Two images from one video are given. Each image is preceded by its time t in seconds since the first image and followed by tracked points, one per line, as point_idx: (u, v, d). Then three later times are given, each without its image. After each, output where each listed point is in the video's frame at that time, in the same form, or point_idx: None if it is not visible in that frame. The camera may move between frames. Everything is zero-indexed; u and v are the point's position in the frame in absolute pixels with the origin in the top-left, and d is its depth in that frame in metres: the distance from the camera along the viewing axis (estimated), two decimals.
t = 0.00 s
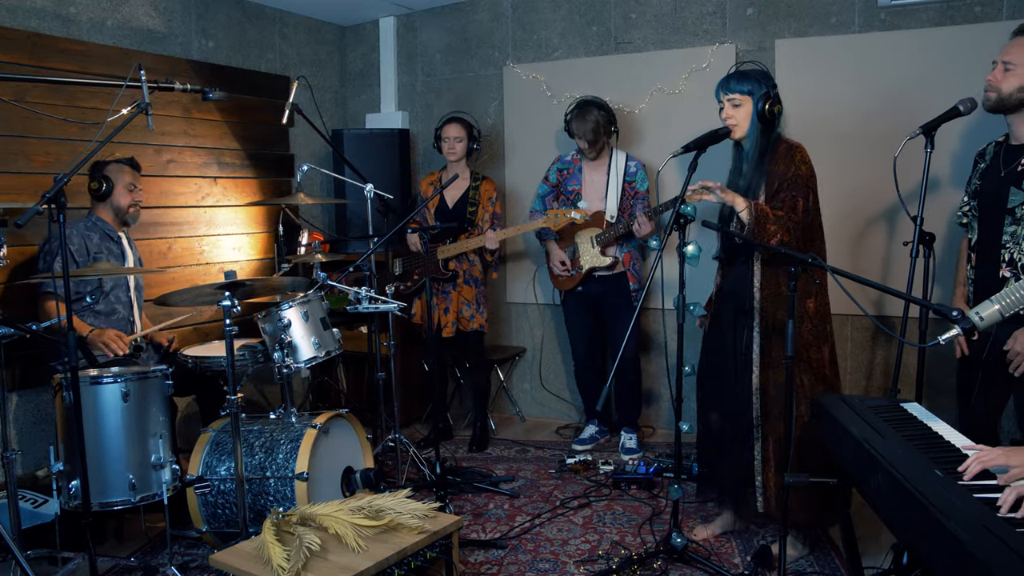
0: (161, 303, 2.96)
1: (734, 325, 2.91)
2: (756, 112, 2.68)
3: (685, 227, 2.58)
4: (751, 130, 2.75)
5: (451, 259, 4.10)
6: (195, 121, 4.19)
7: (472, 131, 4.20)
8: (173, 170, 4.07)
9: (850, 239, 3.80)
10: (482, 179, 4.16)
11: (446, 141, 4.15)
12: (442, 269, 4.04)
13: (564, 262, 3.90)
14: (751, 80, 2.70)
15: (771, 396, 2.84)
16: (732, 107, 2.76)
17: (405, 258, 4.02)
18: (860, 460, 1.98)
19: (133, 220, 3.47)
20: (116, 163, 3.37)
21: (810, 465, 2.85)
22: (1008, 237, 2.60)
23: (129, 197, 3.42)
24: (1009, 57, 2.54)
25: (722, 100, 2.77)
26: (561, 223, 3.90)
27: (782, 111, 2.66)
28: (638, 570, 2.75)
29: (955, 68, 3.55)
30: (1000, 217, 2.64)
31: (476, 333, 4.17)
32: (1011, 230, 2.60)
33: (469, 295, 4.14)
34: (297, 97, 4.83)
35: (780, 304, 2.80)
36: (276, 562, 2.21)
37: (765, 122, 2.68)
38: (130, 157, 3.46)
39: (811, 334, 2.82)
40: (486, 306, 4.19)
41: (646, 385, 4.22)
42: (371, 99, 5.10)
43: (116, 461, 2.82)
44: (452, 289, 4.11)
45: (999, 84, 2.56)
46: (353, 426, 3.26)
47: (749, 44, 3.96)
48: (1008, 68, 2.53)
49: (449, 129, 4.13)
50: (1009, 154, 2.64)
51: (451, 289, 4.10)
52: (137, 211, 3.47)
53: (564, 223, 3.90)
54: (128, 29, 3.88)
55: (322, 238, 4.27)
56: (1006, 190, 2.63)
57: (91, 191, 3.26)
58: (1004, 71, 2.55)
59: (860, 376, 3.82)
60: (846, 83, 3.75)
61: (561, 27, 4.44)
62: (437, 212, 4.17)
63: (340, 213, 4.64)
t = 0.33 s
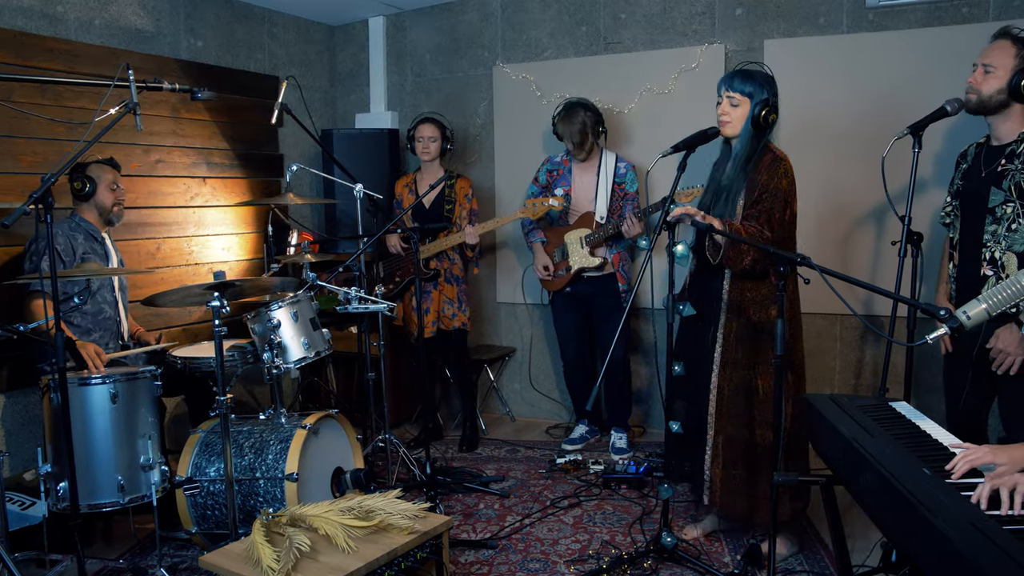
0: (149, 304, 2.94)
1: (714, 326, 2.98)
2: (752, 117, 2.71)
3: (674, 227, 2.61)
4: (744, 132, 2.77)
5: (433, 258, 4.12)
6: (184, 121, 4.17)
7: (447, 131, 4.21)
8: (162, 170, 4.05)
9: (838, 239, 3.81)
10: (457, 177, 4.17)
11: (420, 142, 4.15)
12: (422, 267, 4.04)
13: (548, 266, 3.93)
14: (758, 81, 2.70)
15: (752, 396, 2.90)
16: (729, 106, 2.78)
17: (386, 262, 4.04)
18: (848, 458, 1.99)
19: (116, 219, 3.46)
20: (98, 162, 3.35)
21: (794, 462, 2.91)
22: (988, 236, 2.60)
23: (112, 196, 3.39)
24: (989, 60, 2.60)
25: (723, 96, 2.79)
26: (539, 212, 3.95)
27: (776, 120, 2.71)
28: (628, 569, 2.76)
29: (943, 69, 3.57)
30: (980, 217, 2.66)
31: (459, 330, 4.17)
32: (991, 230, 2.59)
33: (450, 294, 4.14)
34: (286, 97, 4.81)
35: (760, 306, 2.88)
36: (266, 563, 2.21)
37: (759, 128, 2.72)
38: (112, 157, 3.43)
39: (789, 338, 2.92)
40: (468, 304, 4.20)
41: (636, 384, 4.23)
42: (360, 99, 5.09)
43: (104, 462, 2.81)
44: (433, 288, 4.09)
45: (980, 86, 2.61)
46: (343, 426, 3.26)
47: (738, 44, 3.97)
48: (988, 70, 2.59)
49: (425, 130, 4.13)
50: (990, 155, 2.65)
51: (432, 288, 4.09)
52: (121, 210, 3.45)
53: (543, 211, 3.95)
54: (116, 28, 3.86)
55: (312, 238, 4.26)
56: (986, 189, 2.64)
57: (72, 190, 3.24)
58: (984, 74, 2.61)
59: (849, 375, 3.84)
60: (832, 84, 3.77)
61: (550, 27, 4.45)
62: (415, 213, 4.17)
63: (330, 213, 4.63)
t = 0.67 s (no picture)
0: (141, 304, 2.93)
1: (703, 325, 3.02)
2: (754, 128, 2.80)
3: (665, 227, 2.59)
4: (744, 140, 2.84)
5: (423, 259, 4.12)
6: (174, 121, 4.16)
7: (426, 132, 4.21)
8: (153, 170, 4.04)
9: (830, 238, 3.82)
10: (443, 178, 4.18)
11: (401, 146, 4.15)
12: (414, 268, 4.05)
13: (539, 265, 3.92)
14: (768, 94, 2.80)
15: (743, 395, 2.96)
16: (735, 110, 2.84)
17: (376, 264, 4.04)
18: (839, 457, 2.00)
19: (105, 220, 3.44)
20: (87, 163, 3.33)
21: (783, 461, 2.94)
22: (974, 234, 2.61)
23: (101, 197, 3.38)
24: (970, 62, 2.61)
25: (731, 99, 2.84)
26: (528, 206, 3.95)
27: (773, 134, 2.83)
28: (621, 569, 2.76)
29: (932, 71, 3.59)
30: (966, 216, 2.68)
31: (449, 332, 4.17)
32: (976, 228, 2.61)
33: (441, 295, 4.14)
34: (278, 97, 4.80)
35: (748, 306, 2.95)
36: (257, 564, 2.20)
37: (757, 141, 2.80)
38: (100, 157, 3.41)
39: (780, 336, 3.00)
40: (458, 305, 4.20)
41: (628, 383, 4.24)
42: (352, 98, 5.09)
43: (95, 463, 2.80)
44: (424, 289, 4.09)
45: (961, 89, 2.61)
46: (335, 427, 3.25)
47: (729, 44, 3.98)
48: (969, 72, 2.60)
49: (403, 133, 4.13)
50: (975, 155, 2.67)
51: (423, 289, 4.08)
52: (110, 210, 3.43)
53: (532, 206, 3.96)
54: (106, 27, 3.85)
55: (304, 238, 4.26)
56: (971, 189, 2.65)
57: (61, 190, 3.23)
58: (965, 76, 2.61)
59: (840, 374, 3.85)
60: (824, 83, 3.78)
61: (542, 27, 4.45)
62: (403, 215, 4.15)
63: (321, 213, 4.62)
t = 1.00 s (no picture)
0: (131, 305, 2.92)
1: (700, 325, 2.99)
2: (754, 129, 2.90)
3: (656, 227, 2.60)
4: (742, 142, 2.90)
5: (419, 258, 4.10)
6: (164, 121, 4.14)
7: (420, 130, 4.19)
8: (143, 170, 4.02)
9: (821, 237, 3.83)
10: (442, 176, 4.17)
11: (396, 146, 4.13)
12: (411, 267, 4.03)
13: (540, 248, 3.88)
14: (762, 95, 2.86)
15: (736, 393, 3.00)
16: (738, 115, 2.84)
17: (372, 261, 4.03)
18: (830, 457, 2.00)
19: (90, 220, 3.41)
20: (74, 161, 3.32)
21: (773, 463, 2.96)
22: (961, 234, 2.63)
23: (84, 195, 3.35)
24: (953, 64, 2.62)
25: (734, 104, 2.83)
26: (526, 206, 3.94)
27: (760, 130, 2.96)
28: (612, 568, 2.76)
29: (919, 72, 3.61)
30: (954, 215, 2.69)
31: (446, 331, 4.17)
32: (963, 228, 2.62)
33: (438, 295, 4.13)
34: (268, 96, 4.79)
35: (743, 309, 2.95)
36: (249, 565, 2.19)
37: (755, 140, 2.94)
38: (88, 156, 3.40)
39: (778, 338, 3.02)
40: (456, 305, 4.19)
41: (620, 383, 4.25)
42: (343, 98, 5.07)
43: (84, 465, 2.78)
44: (421, 289, 4.09)
45: (947, 90, 2.63)
46: (326, 427, 3.25)
47: (720, 44, 3.99)
48: (954, 74, 2.61)
49: (397, 133, 4.11)
50: (962, 155, 2.69)
51: (420, 288, 4.09)
52: (94, 209, 3.41)
53: (531, 206, 3.94)
54: (95, 27, 3.83)
55: (295, 239, 4.25)
56: (957, 188, 2.67)
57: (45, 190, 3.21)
58: (950, 78, 2.63)
59: (830, 373, 3.87)
60: (814, 82, 3.79)
61: (533, 27, 4.45)
62: (400, 213, 4.15)
63: (312, 213, 4.61)
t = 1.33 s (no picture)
0: (117, 305, 2.90)
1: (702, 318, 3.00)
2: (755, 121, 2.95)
3: (645, 227, 2.60)
4: (747, 138, 2.96)
5: (415, 258, 4.10)
6: (152, 120, 4.12)
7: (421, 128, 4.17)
8: (131, 170, 4.00)
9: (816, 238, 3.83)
10: (442, 176, 4.17)
11: (397, 144, 4.12)
12: (406, 268, 4.04)
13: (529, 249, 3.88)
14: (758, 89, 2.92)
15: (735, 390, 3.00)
16: (739, 113, 2.90)
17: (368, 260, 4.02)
18: (820, 456, 2.00)
19: (79, 224, 3.39)
20: (61, 161, 3.31)
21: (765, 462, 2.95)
22: (949, 233, 2.64)
23: (74, 200, 3.32)
24: (939, 65, 2.64)
25: (733, 103, 2.90)
26: (524, 211, 3.92)
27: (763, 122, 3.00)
28: (602, 568, 2.76)
29: (905, 72, 3.62)
30: (942, 215, 2.70)
31: (441, 332, 4.16)
32: (951, 227, 2.63)
33: (433, 295, 4.13)
34: (257, 96, 4.78)
35: (739, 307, 2.93)
36: (237, 566, 2.18)
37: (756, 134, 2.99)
38: (75, 156, 3.38)
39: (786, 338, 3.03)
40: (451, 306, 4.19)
41: (609, 383, 4.25)
42: (332, 98, 5.06)
43: (71, 466, 2.77)
44: (415, 289, 4.09)
45: (934, 91, 2.65)
46: (315, 428, 3.24)
47: (709, 44, 4.00)
48: (940, 75, 2.63)
49: (398, 133, 4.09)
50: (951, 155, 2.70)
51: (414, 288, 4.08)
52: (83, 214, 3.38)
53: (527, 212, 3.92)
54: (82, 26, 3.81)
55: (284, 239, 4.25)
56: (946, 187, 2.68)
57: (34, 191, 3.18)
58: (936, 79, 2.64)
59: (819, 372, 3.88)
60: (802, 83, 3.80)
61: (522, 27, 4.45)
62: (397, 213, 4.15)
63: (301, 213, 4.60)
